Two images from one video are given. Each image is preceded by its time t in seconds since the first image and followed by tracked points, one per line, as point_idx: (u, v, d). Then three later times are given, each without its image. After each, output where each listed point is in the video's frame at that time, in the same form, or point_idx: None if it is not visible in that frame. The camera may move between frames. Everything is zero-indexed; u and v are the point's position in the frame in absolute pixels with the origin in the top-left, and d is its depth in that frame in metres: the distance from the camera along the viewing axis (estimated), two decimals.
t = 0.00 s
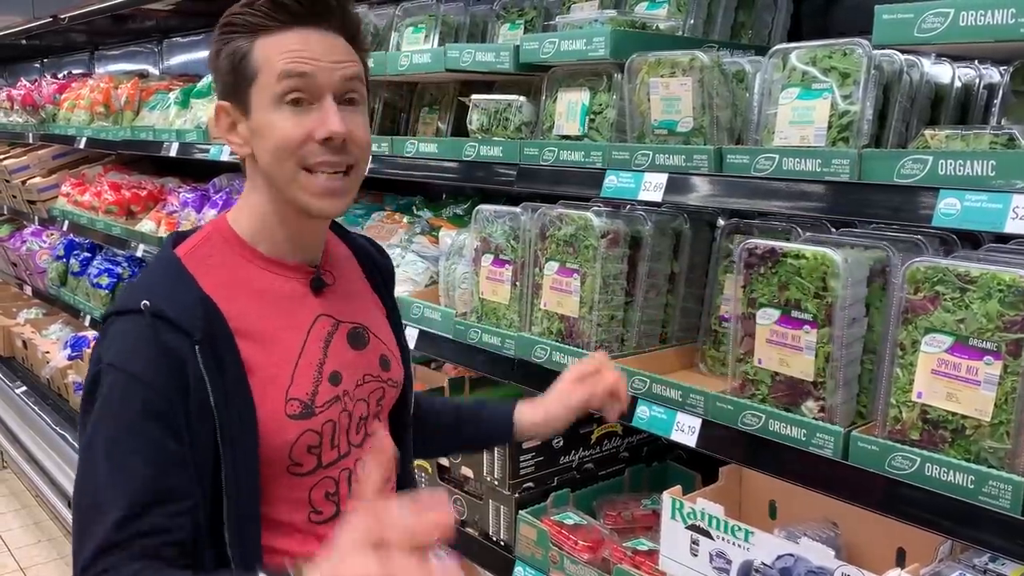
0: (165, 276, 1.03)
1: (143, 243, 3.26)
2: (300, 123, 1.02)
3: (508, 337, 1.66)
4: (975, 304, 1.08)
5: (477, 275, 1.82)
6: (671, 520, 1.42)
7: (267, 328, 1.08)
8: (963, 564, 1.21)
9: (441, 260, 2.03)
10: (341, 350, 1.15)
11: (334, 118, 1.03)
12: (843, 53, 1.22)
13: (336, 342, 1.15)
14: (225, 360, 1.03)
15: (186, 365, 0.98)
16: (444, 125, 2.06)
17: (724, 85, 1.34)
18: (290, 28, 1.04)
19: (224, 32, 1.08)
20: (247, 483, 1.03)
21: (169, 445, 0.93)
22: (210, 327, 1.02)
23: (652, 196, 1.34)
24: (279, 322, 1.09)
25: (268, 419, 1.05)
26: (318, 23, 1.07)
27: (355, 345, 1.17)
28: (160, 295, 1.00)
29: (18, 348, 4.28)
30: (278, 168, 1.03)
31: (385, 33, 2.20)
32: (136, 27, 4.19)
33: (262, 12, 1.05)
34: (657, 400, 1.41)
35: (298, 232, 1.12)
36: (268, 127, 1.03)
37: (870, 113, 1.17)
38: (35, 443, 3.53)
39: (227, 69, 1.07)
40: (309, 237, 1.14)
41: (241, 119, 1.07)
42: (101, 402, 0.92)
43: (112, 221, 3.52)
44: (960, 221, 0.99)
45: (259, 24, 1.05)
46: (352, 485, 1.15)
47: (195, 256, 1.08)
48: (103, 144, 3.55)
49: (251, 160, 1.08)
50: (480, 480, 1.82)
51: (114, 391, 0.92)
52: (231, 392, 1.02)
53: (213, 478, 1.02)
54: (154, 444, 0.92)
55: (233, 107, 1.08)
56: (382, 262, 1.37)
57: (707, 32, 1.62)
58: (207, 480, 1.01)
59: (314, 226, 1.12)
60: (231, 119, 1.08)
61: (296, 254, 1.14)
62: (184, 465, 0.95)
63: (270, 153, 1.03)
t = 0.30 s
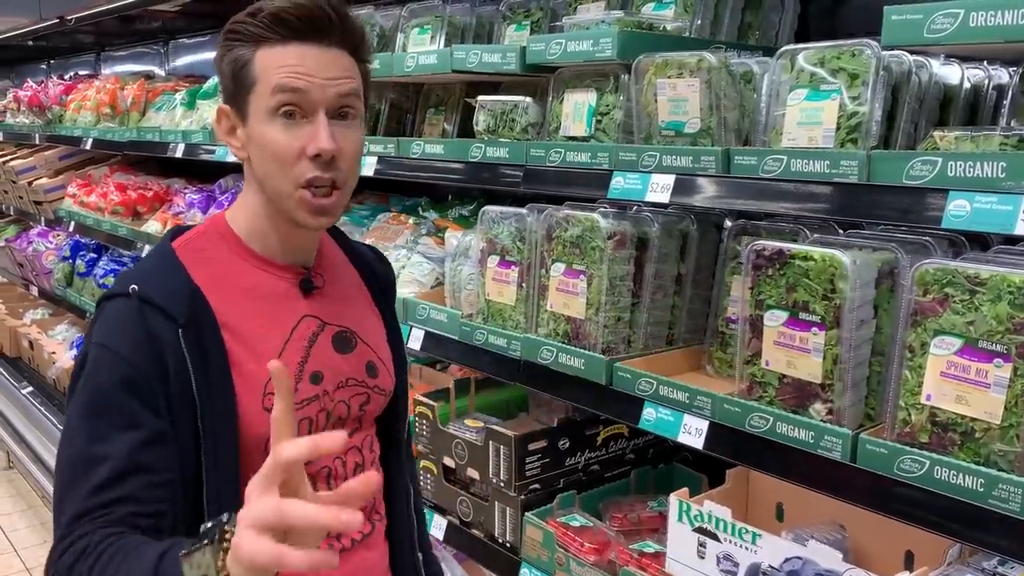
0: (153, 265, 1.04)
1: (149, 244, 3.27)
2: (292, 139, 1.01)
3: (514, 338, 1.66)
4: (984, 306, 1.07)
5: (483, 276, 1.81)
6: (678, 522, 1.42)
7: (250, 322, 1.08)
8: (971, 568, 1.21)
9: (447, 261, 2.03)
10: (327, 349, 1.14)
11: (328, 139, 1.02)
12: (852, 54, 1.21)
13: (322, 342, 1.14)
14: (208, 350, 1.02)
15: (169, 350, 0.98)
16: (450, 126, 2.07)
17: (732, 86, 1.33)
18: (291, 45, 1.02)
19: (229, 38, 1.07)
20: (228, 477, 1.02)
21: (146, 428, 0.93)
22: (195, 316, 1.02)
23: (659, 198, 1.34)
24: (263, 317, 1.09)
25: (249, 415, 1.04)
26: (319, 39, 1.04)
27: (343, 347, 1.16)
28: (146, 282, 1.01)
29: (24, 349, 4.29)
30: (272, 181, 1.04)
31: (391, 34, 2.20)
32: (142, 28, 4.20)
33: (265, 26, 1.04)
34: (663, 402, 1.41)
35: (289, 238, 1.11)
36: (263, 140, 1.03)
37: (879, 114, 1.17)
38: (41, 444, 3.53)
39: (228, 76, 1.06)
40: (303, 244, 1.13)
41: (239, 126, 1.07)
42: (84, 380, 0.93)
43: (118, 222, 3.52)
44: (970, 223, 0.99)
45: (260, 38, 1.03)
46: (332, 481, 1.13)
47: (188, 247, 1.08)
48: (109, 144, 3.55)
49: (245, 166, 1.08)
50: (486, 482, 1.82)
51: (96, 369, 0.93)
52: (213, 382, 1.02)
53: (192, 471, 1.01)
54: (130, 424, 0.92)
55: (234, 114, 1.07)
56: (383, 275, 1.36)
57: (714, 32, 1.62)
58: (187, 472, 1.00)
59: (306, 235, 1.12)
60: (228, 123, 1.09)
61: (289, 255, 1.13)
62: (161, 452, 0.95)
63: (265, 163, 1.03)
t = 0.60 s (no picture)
0: (137, 267, 1.03)
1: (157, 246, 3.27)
2: (346, 168, 1.09)
3: (522, 341, 1.66)
4: (996, 312, 1.06)
5: (490, 280, 1.81)
6: (686, 528, 1.41)
7: (237, 319, 1.09)
8: None
9: (454, 265, 2.03)
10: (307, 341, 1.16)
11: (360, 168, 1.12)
12: (863, 58, 1.20)
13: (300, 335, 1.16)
14: (200, 346, 1.03)
15: (164, 349, 0.98)
16: (458, 129, 2.08)
17: (742, 90, 1.32)
18: (334, 79, 1.05)
19: (260, 45, 1.01)
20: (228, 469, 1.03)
21: (150, 429, 0.93)
22: (183, 315, 1.02)
23: (668, 202, 1.33)
24: (246, 313, 1.10)
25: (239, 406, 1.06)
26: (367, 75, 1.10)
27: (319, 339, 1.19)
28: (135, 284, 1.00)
29: (33, 350, 4.30)
30: (312, 203, 1.08)
31: (400, 37, 2.20)
32: (150, 30, 4.21)
33: (313, 48, 1.02)
34: (672, 407, 1.40)
35: (272, 243, 1.14)
36: (309, 166, 1.05)
37: (890, 119, 1.16)
38: (49, 446, 3.54)
39: (258, 85, 1.01)
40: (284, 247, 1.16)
41: (286, 142, 1.03)
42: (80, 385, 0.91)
43: (125, 223, 3.53)
44: (983, 228, 0.98)
45: (311, 60, 1.01)
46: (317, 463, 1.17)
47: (165, 252, 1.08)
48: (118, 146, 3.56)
49: (263, 179, 1.06)
50: (493, 486, 1.81)
51: (94, 373, 0.91)
52: (207, 378, 1.03)
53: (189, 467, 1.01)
54: (136, 423, 0.91)
55: (281, 129, 1.02)
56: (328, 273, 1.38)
57: (723, 37, 1.61)
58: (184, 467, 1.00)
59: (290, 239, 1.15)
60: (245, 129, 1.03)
61: (265, 254, 1.15)
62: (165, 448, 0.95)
63: (306, 187, 1.06)
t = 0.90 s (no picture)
0: (154, 264, 1.11)
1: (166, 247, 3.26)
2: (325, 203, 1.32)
3: (535, 344, 1.64)
4: (1022, 319, 1.04)
5: (503, 283, 1.79)
6: (702, 535, 1.39)
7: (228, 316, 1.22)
8: None
9: (466, 267, 2.02)
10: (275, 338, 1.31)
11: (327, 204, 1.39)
12: (886, 61, 1.18)
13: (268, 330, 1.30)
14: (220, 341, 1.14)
15: (195, 344, 1.09)
16: (470, 131, 2.07)
17: (761, 92, 1.30)
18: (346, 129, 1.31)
19: (301, 89, 1.19)
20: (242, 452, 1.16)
21: (178, 417, 1.05)
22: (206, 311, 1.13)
23: (685, 206, 1.32)
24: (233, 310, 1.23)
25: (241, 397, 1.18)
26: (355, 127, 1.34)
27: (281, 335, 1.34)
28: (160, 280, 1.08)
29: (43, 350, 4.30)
30: (297, 222, 1.27)
31: (412, 38, 2.19)
32: (161, 30, 4.21)
33: (345, 103, 1.24)
34: (688, 413, 1.39)
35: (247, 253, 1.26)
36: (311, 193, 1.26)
37: (914, 122, 1.14)
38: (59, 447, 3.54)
39: (299, 122, 1.17)
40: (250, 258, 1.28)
41: (308, 173, 1.22)
42: (119, 377, 1.01)
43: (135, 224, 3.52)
44: (1009, 234, 0.96)
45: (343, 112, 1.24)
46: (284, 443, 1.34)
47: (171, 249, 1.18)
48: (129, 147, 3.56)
49: (274, 199, 1.21)
50: (506, 491, 1.79)
51: (133, 365, 1.01)
52: (224, 370, 1.14)
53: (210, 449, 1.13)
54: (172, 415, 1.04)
55: (309, 161, 1.21)
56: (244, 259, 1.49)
57: (740, 39, 1.59)
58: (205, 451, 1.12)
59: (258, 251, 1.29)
60: (278, 154, 1.18)
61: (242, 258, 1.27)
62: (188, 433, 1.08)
63: (305, 211, 1.27)
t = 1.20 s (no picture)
0: (132, 257, 1.22)
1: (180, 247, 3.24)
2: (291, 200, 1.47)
3: (556, 348, 1.62)
4: None
5: (524, 285, 1.76)
6: (729, 545, 1.36)
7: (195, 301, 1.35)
8: None
9: (485, 269, 2.00)
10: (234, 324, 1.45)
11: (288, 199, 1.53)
12: (924, 61, 1.16)
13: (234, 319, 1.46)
14: (192, 335, 1.25)
15: (171, 336, 1.21)
16: (489, 132, 2.04)
17: (794, 93, 1.27)
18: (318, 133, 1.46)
19: (285, 98, 1.33)
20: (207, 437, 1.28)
21: (145, 400, 1.17)
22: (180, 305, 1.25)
23: (714, 208, 1.29)
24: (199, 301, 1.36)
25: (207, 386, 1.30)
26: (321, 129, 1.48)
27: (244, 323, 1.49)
28: (139, 274, 1.20)
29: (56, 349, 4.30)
30: (266, 218, 1.41)
31: (431, 37, 2.17)
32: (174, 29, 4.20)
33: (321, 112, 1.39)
34: (716, 420, 1.36)
35: (219, 244, 1.39)
36: (282, 192, 1.40)
37: (954, 123, 1.11)
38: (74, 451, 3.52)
39: (283, 128, 1.31)
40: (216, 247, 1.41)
41: (283, 175, 1.36)
42: (92, 359, 1.12)
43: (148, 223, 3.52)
44: None
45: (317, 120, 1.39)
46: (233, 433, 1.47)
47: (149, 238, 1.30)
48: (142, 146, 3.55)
49: (252, 196, 1.35)
50: (525, 496, 1.77)
51: (106, 350, 1.12)
52: (193, 359, 1.26)
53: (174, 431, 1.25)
54: (138, 399, 1.15)
55: (285, 165, 1.35)
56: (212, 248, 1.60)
57: (768, 38, 1.56)
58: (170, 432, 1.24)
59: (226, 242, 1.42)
60: (261, 158, 1.31)
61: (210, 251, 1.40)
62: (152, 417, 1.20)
63: (273, 208, 1.41)
